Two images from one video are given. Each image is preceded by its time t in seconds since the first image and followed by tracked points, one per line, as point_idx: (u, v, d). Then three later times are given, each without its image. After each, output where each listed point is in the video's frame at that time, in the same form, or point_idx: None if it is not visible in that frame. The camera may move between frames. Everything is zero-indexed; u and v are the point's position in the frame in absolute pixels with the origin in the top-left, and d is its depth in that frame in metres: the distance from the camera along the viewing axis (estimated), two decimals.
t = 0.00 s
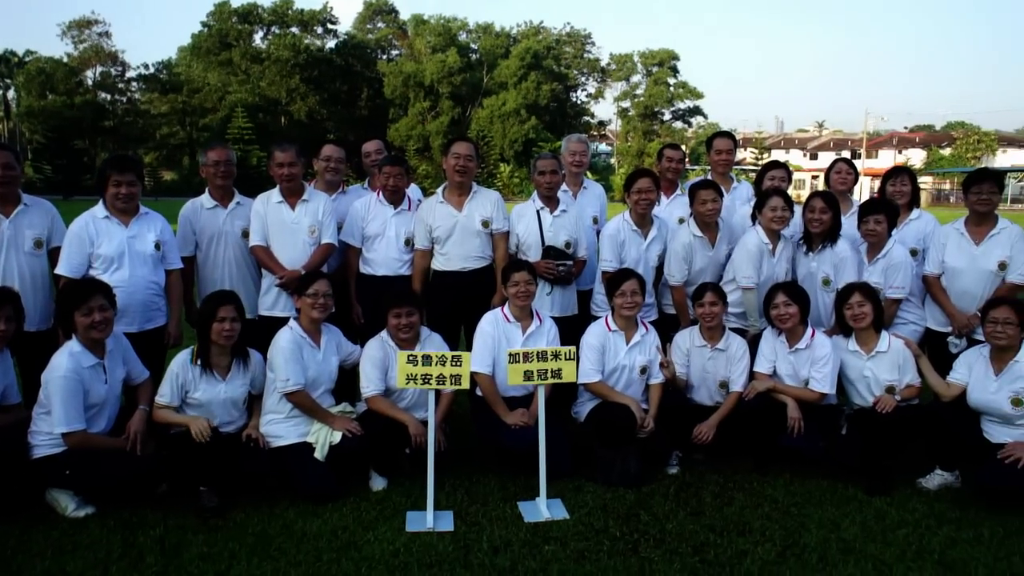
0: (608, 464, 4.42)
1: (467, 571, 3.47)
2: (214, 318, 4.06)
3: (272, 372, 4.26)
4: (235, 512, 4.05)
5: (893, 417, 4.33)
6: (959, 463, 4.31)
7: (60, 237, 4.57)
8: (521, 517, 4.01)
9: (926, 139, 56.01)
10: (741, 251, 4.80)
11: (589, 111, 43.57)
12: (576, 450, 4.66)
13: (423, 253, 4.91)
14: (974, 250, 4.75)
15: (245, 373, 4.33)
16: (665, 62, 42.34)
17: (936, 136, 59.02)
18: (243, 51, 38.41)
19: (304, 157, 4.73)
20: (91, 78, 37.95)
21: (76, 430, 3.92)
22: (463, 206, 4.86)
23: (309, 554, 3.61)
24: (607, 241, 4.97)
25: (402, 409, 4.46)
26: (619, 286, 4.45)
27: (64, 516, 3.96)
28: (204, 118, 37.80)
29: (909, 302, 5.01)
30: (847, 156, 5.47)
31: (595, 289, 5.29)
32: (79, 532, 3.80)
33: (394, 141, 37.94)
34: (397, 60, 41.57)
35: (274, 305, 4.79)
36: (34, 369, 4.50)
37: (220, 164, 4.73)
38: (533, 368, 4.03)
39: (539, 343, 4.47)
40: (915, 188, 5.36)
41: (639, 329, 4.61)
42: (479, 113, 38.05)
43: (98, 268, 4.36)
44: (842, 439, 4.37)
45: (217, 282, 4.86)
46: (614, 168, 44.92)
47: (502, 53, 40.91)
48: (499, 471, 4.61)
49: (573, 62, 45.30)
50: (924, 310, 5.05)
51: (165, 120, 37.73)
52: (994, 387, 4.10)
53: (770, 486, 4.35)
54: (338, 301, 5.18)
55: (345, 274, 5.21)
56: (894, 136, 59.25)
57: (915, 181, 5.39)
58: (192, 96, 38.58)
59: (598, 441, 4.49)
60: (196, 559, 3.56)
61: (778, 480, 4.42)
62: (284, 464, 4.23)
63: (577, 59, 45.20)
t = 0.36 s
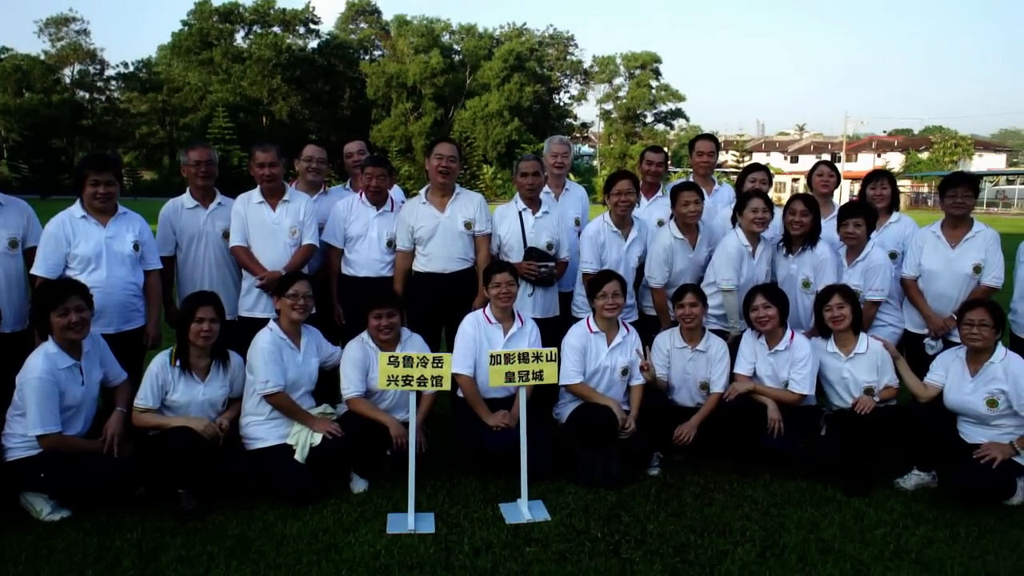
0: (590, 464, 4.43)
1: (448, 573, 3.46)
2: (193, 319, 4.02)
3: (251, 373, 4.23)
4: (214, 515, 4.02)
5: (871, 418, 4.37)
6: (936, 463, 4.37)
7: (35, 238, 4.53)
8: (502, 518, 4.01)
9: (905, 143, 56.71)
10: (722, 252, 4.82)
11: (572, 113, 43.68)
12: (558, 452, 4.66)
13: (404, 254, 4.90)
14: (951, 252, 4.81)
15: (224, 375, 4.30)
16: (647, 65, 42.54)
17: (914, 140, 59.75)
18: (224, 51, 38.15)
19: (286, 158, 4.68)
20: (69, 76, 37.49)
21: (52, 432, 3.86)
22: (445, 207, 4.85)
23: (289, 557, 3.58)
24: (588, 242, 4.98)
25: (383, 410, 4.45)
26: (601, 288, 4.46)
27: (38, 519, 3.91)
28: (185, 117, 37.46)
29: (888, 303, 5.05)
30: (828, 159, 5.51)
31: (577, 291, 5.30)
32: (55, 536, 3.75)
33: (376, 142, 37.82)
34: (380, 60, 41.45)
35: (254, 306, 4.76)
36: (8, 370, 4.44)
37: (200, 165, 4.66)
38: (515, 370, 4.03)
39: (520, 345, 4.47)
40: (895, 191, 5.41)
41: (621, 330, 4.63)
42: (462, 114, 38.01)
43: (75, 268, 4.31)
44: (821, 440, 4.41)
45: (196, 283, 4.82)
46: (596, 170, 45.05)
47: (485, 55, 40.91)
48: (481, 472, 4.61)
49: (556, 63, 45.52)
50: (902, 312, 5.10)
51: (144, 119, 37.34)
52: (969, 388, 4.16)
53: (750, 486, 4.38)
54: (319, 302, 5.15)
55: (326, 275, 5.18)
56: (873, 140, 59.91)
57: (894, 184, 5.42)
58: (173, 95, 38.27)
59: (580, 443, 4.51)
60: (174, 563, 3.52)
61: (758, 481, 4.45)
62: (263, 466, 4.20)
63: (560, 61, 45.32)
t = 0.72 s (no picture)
0: (578, 462, 4.44)
1: (437, 571, 3.46)
2: (178, 319, 3.99)
3: (238, 372, 4.21)
4: (201, 514, 4.00)
5: (857, 414, 4.40)
6: (921, 458, 4.40)
7: (19, 236, 4.49)
8: (490, 516, 4.01)
9: (890, 142, 57.13)
10: (710, 250, 4.84)
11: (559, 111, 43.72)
12: (546, 449, 4.67)
13: (392, 252, 4.89)
14: (935, 250, 4.85)
15: (211, 375, 4.28)
16: (635, 63, 42.61)
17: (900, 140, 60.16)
18: (209, 48, 37.92)
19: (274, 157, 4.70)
20: (53, 74, 37.13)
21: (36, 432, 3.82)
22: (434, 205, 4.85)
23: (277, 556, 3.57)
24: (576, 240, 4.99)
25: (371, 408, 4.44)
26: (589, 285, 4.47)
27: (23, 520, 3.87)
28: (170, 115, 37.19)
29: (874, 301, 5.09)
30: (816, 156, 5.53)
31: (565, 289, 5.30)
32: (39, 537, 3.72)
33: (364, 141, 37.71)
34: (367, 58, 41.32)
35: (241, 305, 4.74)
36: None
37: (186, 163, 4.63)
38: (503, 368, 4.03)
39: (508, 343, 4.47)
40: (882, 189, 5.44)
41: (608, 328, 4.64)
42: (450, 112, 37.95)
43: (59, 267, 4.27)
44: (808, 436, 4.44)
45: (182, 281, 4.79)
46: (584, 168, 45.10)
47: (472, 53, 40.85)
48: (469, 470, 4.60)
49: (543, 61, 45.56)
50: (887, 309, 5.14)
51: (128, 117, 37.04)
52: (954, 384, 4.19)
53: (737, 483, 4.40)
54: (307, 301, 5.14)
55: (314, 274, 5.17)
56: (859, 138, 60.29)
57: (881, 182, 5.45)
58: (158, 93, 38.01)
59: (568, 441, 4.52)
60: (161, 563, 3.50)
61: (745, 477, 4.47)
62: (251, 466, 4.19)
63: (547, 60, 45.34)
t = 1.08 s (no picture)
0: (561, 462, 4.44)
1: (419, 573, 3.45)
2: (156, 323, 3.96)
3: (218, 375, 4.18)
4: (181, 519, 3.96)
5: (838, 412, 4.43)
6: (901, 456, 4.44)
7: None
8: (473, 517, 4.00)
9: (870, 142, 57.67)
10: (691, 249, 4.86)
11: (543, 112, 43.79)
12: (530, 450, 4.67)
13: (374, 253, 4.87)
14: (914, 249, 4.90)
15: (190, 379, 4.24)
16: (618, 63, 42.74)
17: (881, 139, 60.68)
18: (190, 49, 37.66)
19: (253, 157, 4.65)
20: (31, 74, 36.70)
21: (12, 437, 3.77)
22: (416, 206, 4.83)
23: (258, 560, 3.55)
24: (558, 240, 4.99)
25: (353, 410, 4.43)
26: (571, 286, 4.47)
27: None
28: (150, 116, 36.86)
29: (855, 300, 5.13)
30: (799, 156, 5.55)
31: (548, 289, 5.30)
32: (16, 544, 3.67)
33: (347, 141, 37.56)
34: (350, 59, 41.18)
35: (222, 307, 4.71)
36: None
37: (167, 163, 4.61)
38: (485, 368, 4.03)
39: (491, 343, 4.47)
40: (863, 189, 5.48)
41: (591, 328, 4.64)
42: (433, 112, 37.88)
43: (36, 270, 4.23)
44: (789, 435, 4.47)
45: (162, 284, 4.75)
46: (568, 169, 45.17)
47: (456, 53, 40.81)
48: (452, 471, 4.60)
49: (526, 62, 45.60)
50: (868, 307, 5.18)
51: (108, 118, 36.67)
52: (932, 381, 4.23)
53: (719, 481, 4.42)
54: (288, 302, 5.12)
55: (295, 275, 5.14)
56: (840, 138, 60.75)
57: (862, 181, 5.49)
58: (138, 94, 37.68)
59: (551, 441, 4.52)
60: (140, 568, 3.47)
61: (727, 476, 4.49)
62: (232, 469, 4.16)
63: (531, 60, 45.39)
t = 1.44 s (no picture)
0: (542, 460, 4.45)
1: (399, 573, 3.44)
2: (131, 324, 3.92)
3: (196, 376, 4.14)
4: (158, 521, 3.93)
5: (816, 409, 4.47)
6: (877, 452, 4.49)
7: None
8: (453, 517, 4.00)
9: (848, 141, 58.27)
10: (670, 248, 4.88)
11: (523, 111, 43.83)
12: (510, 449, 4.67)
13: (353, 252, 4.85)
14: (890, 247, 4.95)
15: (167, 380, 4.21)
16: (598, 63, 42.88)
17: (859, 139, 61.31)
18: (168, 46, 37.30)
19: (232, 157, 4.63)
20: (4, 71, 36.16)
21: None
22: (395, 205, 4.82)
23: (237, 562, 3.52)
24: (538, 239, 5.00)
25: (333, 410, 4.41)
26: (551, 285, 4.48)
27: None
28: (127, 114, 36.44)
29: (832, 298, 5.18)
30: (777, 156, 5.58)
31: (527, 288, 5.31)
32: None
33: (327, 140, 37.37)
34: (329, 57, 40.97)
35: (199, 307, 4.67)
36: None
37: (144, 162, 4.55)
38: (465, 368, 4.02)
39: (471, 342, 4.46)
40: (841, 188, 5.52)
41: (571, 327, 4.66)
42: (413, 111, 37.76)
43: (8, 270, 4.17)
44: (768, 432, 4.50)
45: (138, 284, 4.71)
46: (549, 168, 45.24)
47: (436, 52, 40.73)
48: (432, 471, 4.59)
49: (507, 61, 45.61)
50: (844, 305, 5.23)
51: (84, 116, 36.20)
52: (907, 378, 4.28)
53: (699, 479, 4.44)
54: (266, 302, 5.09)
55: (274, 275, 5.11)
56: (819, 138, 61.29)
57: (840, 181, 5.54)
58: (114, 92, 37.26)
59: (532, 440, 4.52)
60: (116, 571, 3.43)
61: (707, 473, 4.52)
62: (209, 471, 4.13)
63: (511, 59, 45.41)
